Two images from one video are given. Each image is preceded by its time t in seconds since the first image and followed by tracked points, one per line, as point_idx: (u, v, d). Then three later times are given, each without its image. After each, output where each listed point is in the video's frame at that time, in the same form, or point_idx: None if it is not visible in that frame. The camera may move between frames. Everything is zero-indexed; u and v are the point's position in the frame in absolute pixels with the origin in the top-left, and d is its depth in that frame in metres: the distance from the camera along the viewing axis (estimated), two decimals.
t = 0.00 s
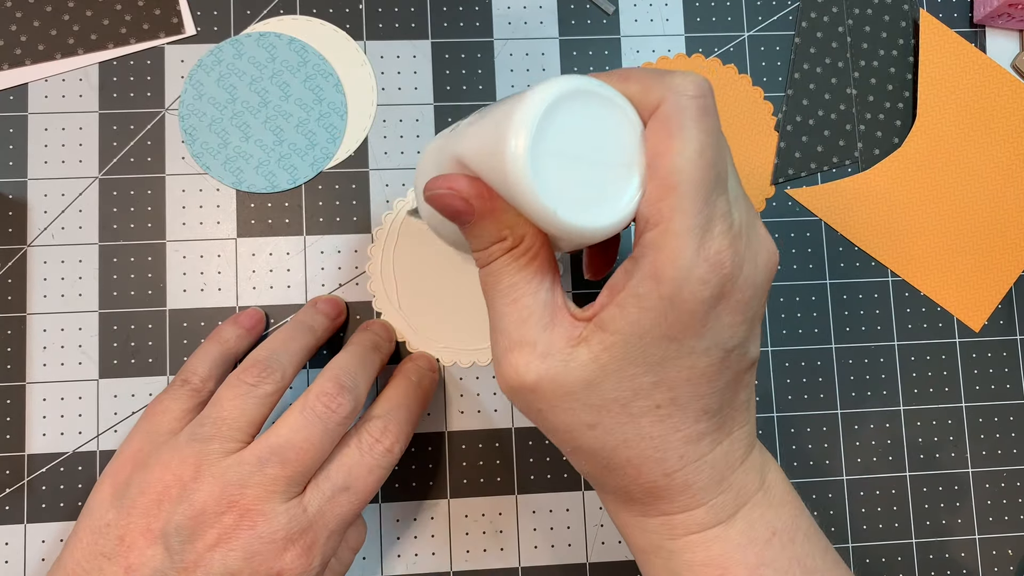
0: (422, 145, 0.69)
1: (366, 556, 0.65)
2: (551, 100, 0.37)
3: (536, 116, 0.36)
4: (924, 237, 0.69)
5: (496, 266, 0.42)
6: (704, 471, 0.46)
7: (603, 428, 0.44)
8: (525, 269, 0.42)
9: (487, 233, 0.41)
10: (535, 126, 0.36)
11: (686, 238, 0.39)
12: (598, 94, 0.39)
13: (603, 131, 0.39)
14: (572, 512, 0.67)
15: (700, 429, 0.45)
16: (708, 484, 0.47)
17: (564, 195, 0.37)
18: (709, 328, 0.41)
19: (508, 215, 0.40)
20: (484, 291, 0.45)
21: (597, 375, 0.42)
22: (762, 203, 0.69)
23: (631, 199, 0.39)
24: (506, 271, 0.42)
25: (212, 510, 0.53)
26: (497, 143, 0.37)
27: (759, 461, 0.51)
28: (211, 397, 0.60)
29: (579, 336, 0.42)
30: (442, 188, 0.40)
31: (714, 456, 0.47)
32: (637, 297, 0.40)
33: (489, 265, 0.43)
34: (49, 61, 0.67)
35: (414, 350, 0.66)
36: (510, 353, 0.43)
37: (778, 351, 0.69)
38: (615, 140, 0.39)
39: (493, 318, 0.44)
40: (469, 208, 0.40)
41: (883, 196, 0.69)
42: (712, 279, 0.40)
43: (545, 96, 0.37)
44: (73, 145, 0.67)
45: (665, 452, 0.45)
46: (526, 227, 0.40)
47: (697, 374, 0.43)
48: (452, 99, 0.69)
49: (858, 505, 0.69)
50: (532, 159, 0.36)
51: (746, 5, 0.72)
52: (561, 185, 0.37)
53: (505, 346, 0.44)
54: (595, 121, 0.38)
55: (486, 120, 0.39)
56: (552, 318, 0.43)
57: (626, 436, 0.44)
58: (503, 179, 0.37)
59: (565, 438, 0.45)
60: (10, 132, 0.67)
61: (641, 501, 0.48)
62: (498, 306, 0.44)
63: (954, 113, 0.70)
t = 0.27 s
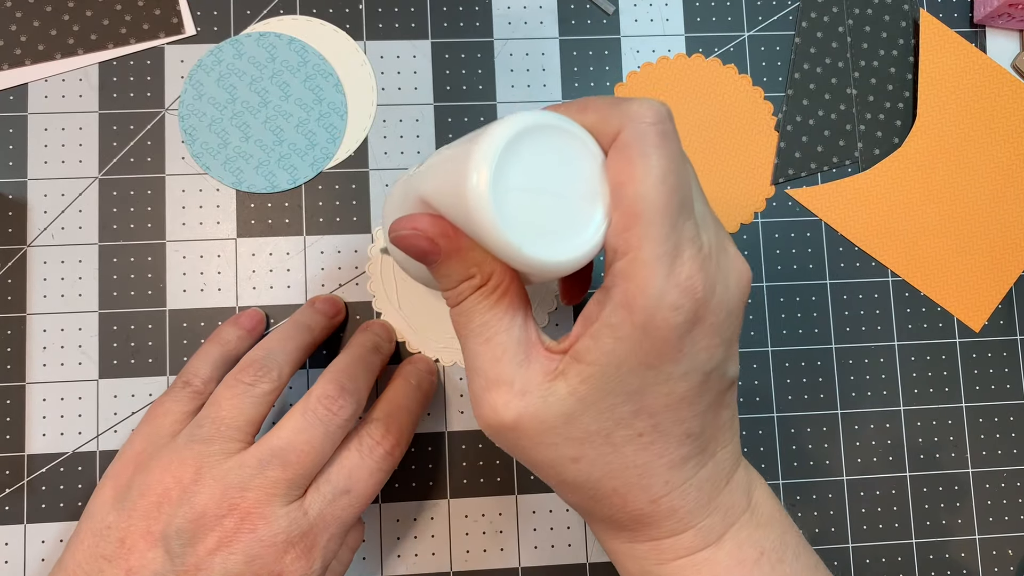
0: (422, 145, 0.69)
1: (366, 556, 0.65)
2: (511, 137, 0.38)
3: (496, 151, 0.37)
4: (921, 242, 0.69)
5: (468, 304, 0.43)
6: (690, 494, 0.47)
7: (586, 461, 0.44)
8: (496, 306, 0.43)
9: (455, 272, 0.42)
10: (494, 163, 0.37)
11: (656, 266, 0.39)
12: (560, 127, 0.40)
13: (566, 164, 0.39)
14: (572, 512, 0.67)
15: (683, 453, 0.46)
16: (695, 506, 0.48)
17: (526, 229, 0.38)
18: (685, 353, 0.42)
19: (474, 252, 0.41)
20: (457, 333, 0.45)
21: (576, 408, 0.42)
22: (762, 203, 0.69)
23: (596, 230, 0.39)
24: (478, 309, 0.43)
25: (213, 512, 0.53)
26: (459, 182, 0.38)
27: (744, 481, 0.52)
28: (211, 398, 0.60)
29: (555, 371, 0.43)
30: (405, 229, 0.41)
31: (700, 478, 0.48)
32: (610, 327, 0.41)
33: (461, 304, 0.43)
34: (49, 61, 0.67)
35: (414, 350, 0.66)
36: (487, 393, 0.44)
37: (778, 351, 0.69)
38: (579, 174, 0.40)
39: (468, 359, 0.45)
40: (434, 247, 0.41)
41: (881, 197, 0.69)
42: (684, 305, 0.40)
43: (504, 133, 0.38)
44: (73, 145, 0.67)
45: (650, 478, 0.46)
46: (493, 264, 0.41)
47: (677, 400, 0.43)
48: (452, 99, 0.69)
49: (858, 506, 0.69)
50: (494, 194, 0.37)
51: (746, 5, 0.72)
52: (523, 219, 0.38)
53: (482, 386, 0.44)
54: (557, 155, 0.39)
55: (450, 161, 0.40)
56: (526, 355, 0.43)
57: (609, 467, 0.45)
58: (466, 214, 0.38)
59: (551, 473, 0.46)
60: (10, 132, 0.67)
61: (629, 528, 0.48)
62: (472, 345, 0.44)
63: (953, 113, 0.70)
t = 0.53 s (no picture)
0: (421, 145, 0.69)
1: (366, 556, 0.65)
2: (507, 184, 0.38)
3: (492, 199, 0.37)
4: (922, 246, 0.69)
5: (466, 352, 0.45)
6: (697, 535, 0.48)
7: (592, 508, 0.46)
8: (494, 355, 0.44)
9: (453, 320, 0.44)
10: (490, 209, 0.37)
11: (654, 312, 0.40)
12: (556, 175, 0.39)
13: (562, 210, 0.39)
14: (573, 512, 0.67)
15: (689, 494, 0.47)
16: (703, 547, 0.49)
17: (521, 278, 0.37)
18: (687, 397, 0.42)
19: (470, 302, 0.43)
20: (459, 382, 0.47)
21: (580, 455, 0.44)
22: (762, 203, 0.69)
23: (592, 277, 0.39)
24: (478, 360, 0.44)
25: (214, 514, 0.53)
26: (456, 228, 0.38)
27: (750, 518, 0.53)
28: (211, 399, 0.60)
29: (556, 419, 0.44)
30: (404, 278, 0.43)
31: (706, 519, 0.49)
32: (611, 373, 0.41)
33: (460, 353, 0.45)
34: (49, 61, 0.67)
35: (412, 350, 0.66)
36: (490, 444, 0.45)
37: (779, 351, 0.69)
38: (575, 220, 0.39)
39: (470, 409, 0.46)
40: (430, 295, 0.43)
41: (881, 199, 0.69)
42: (685, 348, 0.41)
43: (501, 180, 0.38)
44: (73, 145, 0.67)
45: (656, 521, 0.47)
46: (489, 313, 0.43)
47: (680, 442, 0.44)
48: (451, 99, 0.69)
49: (859, 506, 0.69)
50: (488, 243, 0.37)
51: (746, 4, 0.72)
52: (519, 267, 0.37)
53: (484, 436, 0.45)
54: (553, 201, 0.39)
55: (448, 207, 0.40)
56: (527, 404, 0.44)
57: (615, 511, 0.46)
58: (462, 260, 0.38)
59: (557, 521, 0.47)
60: (9, 132, 0.67)
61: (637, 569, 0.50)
62: (473, 393, 0.46)
63: (953, 114, 0.70)
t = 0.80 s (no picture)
0: (422, 145, 0.69)
1: (366, 556, 0.65)
2: (550, 224, 0.37)
3: (536, 238, 0.36)
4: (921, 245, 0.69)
5: (501, 391, 0.45)
6: None
7: (626, 548, 0.46)
8: (531, 395, 0.45)
9: (488, 359, 0.43)
10: (533, 252, 0.36)
11: (695, 356, 0.41)
12: (595, 216, 0.39)
13: (601, 251, 0.39)
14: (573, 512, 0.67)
15: (720, 535, 0.47)
16: None
17: (564, 319, 0.37)
18: (724, 440, 0.43)
19: (507, 341, 0.42)
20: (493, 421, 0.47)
21: (617, 497, 0.44)
22: (762, 204, 0.69)
23: (631, 320, 0.38)
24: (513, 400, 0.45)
25: (214, 514, 0.53)
26: (497, 269, 0.37)
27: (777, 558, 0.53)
28: (211, 399, 0.60)
29: (593, 460, 0.44)
30: (440, 316, 0.42)
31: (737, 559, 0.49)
32: (650, 416, 0.42)
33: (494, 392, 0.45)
34: (49, 61, 0.67)
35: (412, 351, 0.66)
36: (526, 486, 0.45)
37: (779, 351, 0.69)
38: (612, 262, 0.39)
39: (505, 450, 0.46)
40: (467, 334, 0.42)
41: (881, 198, 0.69)
42: (725, 392, 0.41)
43: (543, 219, 0.37)
44: (73, 145, 0.67)
45: (690, 563, 0.47)
46: (527, 352, 0.43)
47: (715, 485, 0.45)
48: (452, 99, 0.69)
49: (858, 506, 0.69)
50: (532, 283, 0.36)
51: (746, 4, 0.72)
52: (561, 308, 0.37)
53: (519, 478, 0.46)
54: (592, 243, 0.38)
55: (487, 245, 0.39)
56: (563, 445, 0.45)
57: (649, 551, 0.46)
58: (502, 302, 0.37)
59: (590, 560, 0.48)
60: (9, 132, 0.67)
61: None
62: (507, 432, 0.46)
63: (954, 113, 0.70)
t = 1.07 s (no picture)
0: (422, 145, 0.69)
1: (366, 556, 0.65)
2: (622, 255, 0.36)
3: (607, 272, 0.35)
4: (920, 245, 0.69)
5: (564, 423, 0.46)
6: None
7: None
8: (593, 428, 0.46)
9: (553, 391, 0.45)
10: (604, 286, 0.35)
11: (762, 390, 0.41)
12: (666, 248, 0.38)
13: (672, 284, 0.38)
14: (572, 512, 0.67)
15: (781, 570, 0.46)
16: None
17: (633, 355, 0.36)
18: (789, 474, 0.43)
19: (572, 374, 0.43)
20: (553, 453, 0.48)
21: (681, 530, 0.43)
22: (762, 204, 0.69)
23: (699, 356, 0.38)
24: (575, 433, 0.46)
25: (215, 514, 0.53)
26: (566, 301, 0.36)
27: None
28: (212, 399, 0.60)
29: (656, 495, 0.44)
30: (506, 346, 0.43)
31: None
32: (715, 449, 0.42)
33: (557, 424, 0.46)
34: (48, 61, 0.67)
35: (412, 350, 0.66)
36: (589, 519, 0.46)
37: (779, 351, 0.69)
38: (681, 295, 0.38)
39: (567, 483, 0.47)
40: (533, 365, 0.43)
41: (882, 198, 0.69)
42: (792, 427, 0.41)
43: (615, 250, 0.36)
44: (73, 145, 0.67)
45: None
46: (591, 385, 0.44)
47: (778, 519, 0.44)
48: (452, 99, 0.69)
49: (859, 506, 0.69)
50: (602, 317, 0.35)
51: (746, 4, 0.72)
52: (631, 344, 0.36)
53: (582, 512, 0.46)
54: (663, 276, 0.37)
55: (554, 274, 0.39)
56: (625, 479, 0.45)
57: None
58: (571, 334, 0.36)
59: None
60: (9, 132, 0.67)
61: None
62: (566, 464, 0.47)
63: (954, 114, 0.70)
